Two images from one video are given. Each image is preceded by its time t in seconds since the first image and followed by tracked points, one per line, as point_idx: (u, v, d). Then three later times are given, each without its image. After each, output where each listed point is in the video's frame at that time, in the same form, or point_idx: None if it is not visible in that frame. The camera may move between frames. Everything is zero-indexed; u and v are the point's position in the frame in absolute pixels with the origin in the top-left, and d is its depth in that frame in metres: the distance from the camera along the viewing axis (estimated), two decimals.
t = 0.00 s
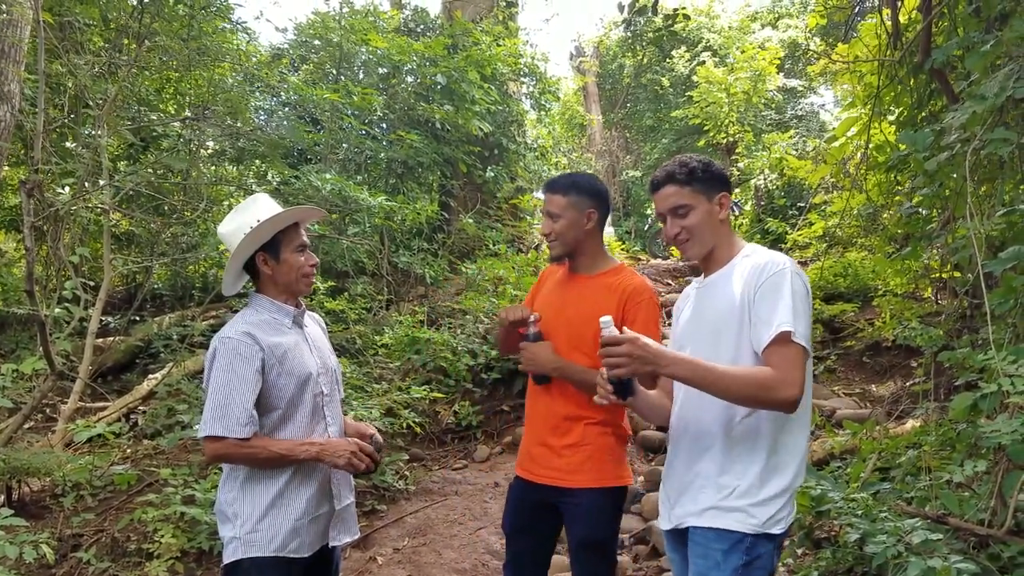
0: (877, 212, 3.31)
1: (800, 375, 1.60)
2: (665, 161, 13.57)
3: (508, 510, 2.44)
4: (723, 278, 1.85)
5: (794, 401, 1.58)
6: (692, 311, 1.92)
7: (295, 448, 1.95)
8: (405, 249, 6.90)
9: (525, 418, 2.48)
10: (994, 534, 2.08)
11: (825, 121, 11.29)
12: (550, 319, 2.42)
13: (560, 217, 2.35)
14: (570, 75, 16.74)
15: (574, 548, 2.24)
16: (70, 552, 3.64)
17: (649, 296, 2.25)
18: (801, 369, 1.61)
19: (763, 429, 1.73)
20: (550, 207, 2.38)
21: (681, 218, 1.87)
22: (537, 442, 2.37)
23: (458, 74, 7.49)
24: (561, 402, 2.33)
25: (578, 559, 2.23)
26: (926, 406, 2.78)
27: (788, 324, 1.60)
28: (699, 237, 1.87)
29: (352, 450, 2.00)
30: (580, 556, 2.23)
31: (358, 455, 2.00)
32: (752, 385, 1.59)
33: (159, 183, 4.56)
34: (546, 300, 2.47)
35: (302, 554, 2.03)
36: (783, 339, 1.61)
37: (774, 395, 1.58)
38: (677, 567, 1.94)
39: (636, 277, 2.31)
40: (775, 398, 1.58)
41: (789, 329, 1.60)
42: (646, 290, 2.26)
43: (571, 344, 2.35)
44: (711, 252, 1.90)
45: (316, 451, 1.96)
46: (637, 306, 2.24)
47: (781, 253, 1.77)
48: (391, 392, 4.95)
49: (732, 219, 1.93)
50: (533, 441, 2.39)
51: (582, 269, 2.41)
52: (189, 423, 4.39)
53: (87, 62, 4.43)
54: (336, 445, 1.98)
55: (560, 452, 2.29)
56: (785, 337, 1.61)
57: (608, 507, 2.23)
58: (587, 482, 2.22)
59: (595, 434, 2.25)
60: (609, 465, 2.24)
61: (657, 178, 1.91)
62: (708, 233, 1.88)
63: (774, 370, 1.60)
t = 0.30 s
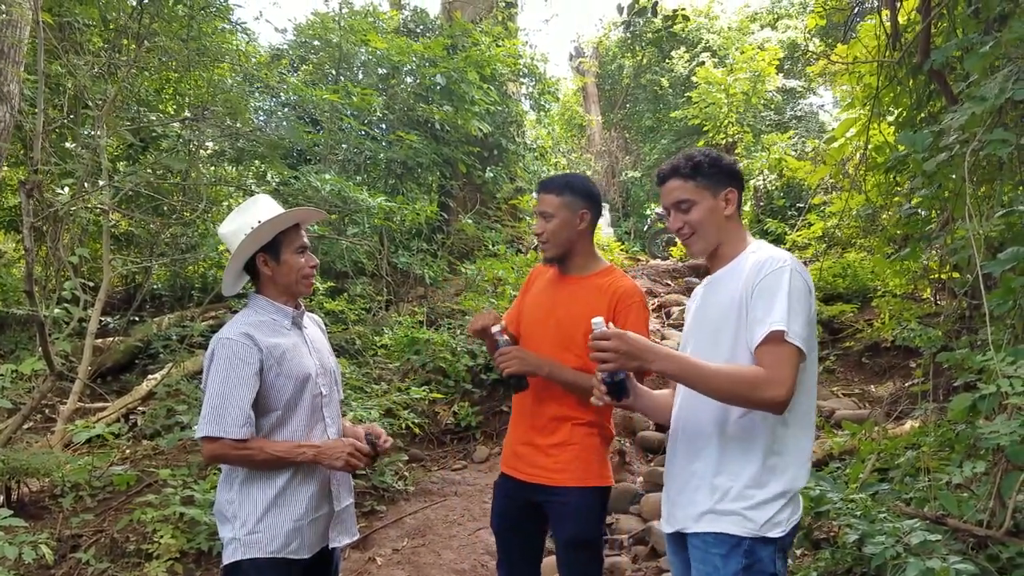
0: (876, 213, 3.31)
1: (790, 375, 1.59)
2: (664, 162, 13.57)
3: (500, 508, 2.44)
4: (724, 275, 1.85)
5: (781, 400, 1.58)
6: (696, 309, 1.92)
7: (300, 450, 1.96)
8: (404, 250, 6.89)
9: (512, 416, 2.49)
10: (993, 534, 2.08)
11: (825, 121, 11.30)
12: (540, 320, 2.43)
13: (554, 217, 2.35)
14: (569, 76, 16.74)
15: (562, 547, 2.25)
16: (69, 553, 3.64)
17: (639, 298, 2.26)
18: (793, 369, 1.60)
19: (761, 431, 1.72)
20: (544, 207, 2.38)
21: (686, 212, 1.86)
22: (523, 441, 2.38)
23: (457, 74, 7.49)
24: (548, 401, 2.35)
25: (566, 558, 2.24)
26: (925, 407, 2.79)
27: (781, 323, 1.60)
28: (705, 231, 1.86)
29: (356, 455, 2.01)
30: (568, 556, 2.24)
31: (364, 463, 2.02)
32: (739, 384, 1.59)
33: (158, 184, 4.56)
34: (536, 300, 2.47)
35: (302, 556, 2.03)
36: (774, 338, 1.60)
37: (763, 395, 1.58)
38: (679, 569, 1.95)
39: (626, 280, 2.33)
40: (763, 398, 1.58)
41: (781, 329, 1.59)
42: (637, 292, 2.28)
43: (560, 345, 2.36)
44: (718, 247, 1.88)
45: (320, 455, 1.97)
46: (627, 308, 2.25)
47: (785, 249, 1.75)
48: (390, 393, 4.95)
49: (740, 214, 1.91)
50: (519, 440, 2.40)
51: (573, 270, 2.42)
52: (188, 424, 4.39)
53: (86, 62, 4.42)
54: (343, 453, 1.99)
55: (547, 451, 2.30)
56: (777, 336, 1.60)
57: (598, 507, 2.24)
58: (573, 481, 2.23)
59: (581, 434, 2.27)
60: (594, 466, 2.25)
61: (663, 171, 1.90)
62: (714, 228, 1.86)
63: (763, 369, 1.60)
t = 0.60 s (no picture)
0: (875, 213, 3.32)
1: (782, 379, 1.58)
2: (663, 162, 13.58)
3: (494, 507, 2.44)
4: (727, 275, 1.84)
5: (771, 405, 1.56)
6: (700, 309, 1.93)
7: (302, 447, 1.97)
8: (404, 249, 6.89)
9: (506, 416, 2.49)
10: (992, 534, 2.09)
11: (824, 122, 11.31)
12: (534, 320, 2.43)
13: (546, 221, 2.35)
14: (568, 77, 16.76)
15: (558, 547, 2.26)
16: (68, 553, 3.63)
17: (635, 298, 2.28)
18: (786, 373, 1.58)
19: (758, 435, 1.71)
20: (535, 210, 2.37)
21: (696, 206, 1.85)
22: (518, 440, 2.38)
23: (456, 75, 7.50)
24: (543, 401, 2.35)
25: (562, 557, 2.25)
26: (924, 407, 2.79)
27: (775, 325, 1.59)
28: (712, 226, 1.86)
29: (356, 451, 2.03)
30: (564, 556, 2.25)
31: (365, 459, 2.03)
32: (727, 387, 1.59)
33: (158, 184, 4.55)
34: (530, 302, 2.47)
35: (302, 556, 2.04)
36: (767, 340, 1.59)
37: (753, 399, 1.57)
38: (680, 570, 1.96)
39: (621, 279, 2.34)
40: (753, 401, 1.57)
41: (774, 331, 1.58)
42: (632, 292, 2.29)
43: (555, 346, 2.36)
44: (727, 242, 1.88)
45: (321, 452, 1.98)
46: (622, 307, 2.27)
47: (790, 248, 1.74)
48: (389, 393, 4.95)
49: (750, 209, 1.89)
50: (514, 440, 2.40)
51: (568, 271, 2.43)
52: (187, 424, 4.39)
53: (85, 62, 4.42)
54: (343, 449, 2.00)
55: (542, 451, 2.30)
56: (770, 339, 1.59)
57: (594, 506, 2.25)
58: (568, 481, 2.23)
59: (576, 434, 2.27)
60: (589, 465, 2.26)
61: (672, 166, 1.91)
62: (722, 222, 1.86)
63: (752, 373, 1.60)
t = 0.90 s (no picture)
0: (874, 214, 3.32)
1: (785, 392, 1.56)
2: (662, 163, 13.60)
3: (493, 508, 2.44)
4: (729, 280, 1.83)
5: (776, 424, 1.55)
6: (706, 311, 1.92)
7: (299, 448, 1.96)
8: (403, 250, 6.89)
9: (505, 416, 2.48)
10: (990, 534, 2.09)
11: (823, 122, 11.32)
12: (535, 321, 2.43)
13: (547, 224, 2.34)
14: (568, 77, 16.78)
15: (559, 547, 2.26)
16: (67, 553, 3.63)
17: (636, 297, 2.28)
18: (791, 386, 1.57)
19: (764, 440, 1.71)
20: (535, 214, 2.36)
21: (692, 204, 1.87)
22: (518, 441, 2.38)
23: (456, 75, 7.50)
24: (543, 402, 2.35)
25: (562, 557, 2.25)
26: (923, 408, 2.79)
27: (775, 339, 1.57)
28: (711, 225, 1.86)
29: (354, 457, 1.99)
30: (565, 556, 2.25)
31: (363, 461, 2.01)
32: (728, 405, 1.59)
33: (157, 184, 4.55)
34: (529, 303, 2.47)
35: (302, 556, 2.04)
36: (768, 355, 1.58)
37: (756, 415, 1.56)
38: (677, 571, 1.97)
39: (621, 279, 2.34)
40: (758, 418, 1.56)
41: (774, 344, 1.57)
42: (632, 291, 2.30)
43: (556, 346, 2.36)
44: (729, 240, 1.88)
45: (319, 453, 1.97)
46: (623, 307, 2.27)
47: (792, 251, 1.71)
48: (388, 393, 4.95)
49: (751, 207, 1.89)
50: (513, 440, 2.39)
51: (568, 272, 2.43)
52: (186, 424, 4.39)
53: (84, 62, 4.41)
54: (341, 451, 1.98)
55: (543, 452, 2.30)
56: (771, 353, 1.58)
57: (595, 506, 2.25)
58: (569, 481, 2.24)
59: (576, 434, 2.27)
60: (589, 465, 2.26)
61: (670, 165, 1.91)
62: (722, 221, 1.86)
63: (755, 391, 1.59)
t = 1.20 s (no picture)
0: (873, 214, 3.32)
1: (802, 404, 1.57)
2: (661, 163, 13.60)
3: (493, 510, 2.44)
4: (730, 283, 1.83)
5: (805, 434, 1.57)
6: (707, 312, 1.91)
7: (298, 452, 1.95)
8: (402, 250, 6.88)
9: (504, 417, 2.48)
10: (989, 535, 2.09)
11: (822, 123, 11.33)
12: (535, 322, 2.43)
13: (556, 233, 2.31)
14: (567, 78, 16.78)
15: (559, 547, 2.26)
16: (66, 553, 3.62)
17: (638, 299, 2.30)
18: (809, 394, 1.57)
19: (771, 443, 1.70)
20: (542, 223, 2.31)
21: (684, 204, 1.89)
22: (517, 441, 2.38)
23: (455, 75, 7.49)
24: (544, 402, 2.35)
25: (563, 557, 2.25)
26: (922, 408, 2.79)
27: (785, 349, 1.58)
28: (702, 225, 1.87)
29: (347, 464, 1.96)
30: (565, 556, 2.25)
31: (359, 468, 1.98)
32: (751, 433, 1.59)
33: (156, 184, 4.54)
34: (530, 304, 2.47)
35: (302, 556, 2.04)
36: (784, 365, 1.59)
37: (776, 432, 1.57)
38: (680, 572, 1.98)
39: (622, 280, 2.35)
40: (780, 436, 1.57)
41: (785, 355, 1.58)
42: (635, 294, 2.31)
43: (556, 347, 2.36)
44: (725, 239, 1.88)
45: (316, 456, 1.96)
46: (626, 309, 2.28)
47: (792, 254, 1.71)
48: (387, 394, 4.95)
49: (747, 207, 1.87)
50: (513, 441, 2.39)
51: (569, 274, 2.43)
52: (185, 425, 4.39)
53: (83, 62, 4.41)
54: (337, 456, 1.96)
55: (544, 453, 2.30)
56: (785, 364, 1.59)
57: (595, 507, 2.26)
58: (571, 481, 2.24)
59: (577, 434, 2.28)
60: (591, 465, 2.26)
61: (670, 163, 1.91)
62: (713, 221, 1.86)
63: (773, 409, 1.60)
